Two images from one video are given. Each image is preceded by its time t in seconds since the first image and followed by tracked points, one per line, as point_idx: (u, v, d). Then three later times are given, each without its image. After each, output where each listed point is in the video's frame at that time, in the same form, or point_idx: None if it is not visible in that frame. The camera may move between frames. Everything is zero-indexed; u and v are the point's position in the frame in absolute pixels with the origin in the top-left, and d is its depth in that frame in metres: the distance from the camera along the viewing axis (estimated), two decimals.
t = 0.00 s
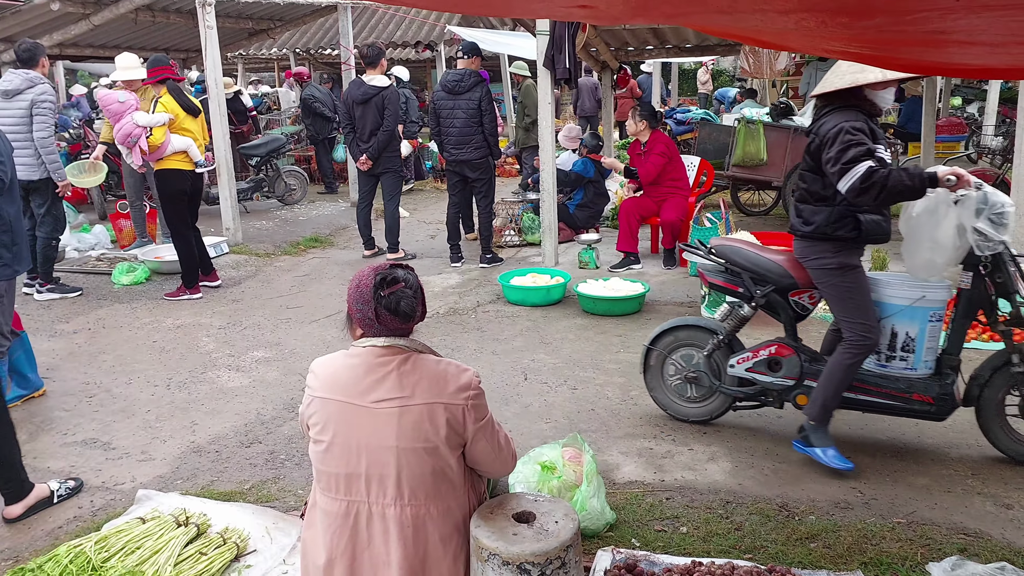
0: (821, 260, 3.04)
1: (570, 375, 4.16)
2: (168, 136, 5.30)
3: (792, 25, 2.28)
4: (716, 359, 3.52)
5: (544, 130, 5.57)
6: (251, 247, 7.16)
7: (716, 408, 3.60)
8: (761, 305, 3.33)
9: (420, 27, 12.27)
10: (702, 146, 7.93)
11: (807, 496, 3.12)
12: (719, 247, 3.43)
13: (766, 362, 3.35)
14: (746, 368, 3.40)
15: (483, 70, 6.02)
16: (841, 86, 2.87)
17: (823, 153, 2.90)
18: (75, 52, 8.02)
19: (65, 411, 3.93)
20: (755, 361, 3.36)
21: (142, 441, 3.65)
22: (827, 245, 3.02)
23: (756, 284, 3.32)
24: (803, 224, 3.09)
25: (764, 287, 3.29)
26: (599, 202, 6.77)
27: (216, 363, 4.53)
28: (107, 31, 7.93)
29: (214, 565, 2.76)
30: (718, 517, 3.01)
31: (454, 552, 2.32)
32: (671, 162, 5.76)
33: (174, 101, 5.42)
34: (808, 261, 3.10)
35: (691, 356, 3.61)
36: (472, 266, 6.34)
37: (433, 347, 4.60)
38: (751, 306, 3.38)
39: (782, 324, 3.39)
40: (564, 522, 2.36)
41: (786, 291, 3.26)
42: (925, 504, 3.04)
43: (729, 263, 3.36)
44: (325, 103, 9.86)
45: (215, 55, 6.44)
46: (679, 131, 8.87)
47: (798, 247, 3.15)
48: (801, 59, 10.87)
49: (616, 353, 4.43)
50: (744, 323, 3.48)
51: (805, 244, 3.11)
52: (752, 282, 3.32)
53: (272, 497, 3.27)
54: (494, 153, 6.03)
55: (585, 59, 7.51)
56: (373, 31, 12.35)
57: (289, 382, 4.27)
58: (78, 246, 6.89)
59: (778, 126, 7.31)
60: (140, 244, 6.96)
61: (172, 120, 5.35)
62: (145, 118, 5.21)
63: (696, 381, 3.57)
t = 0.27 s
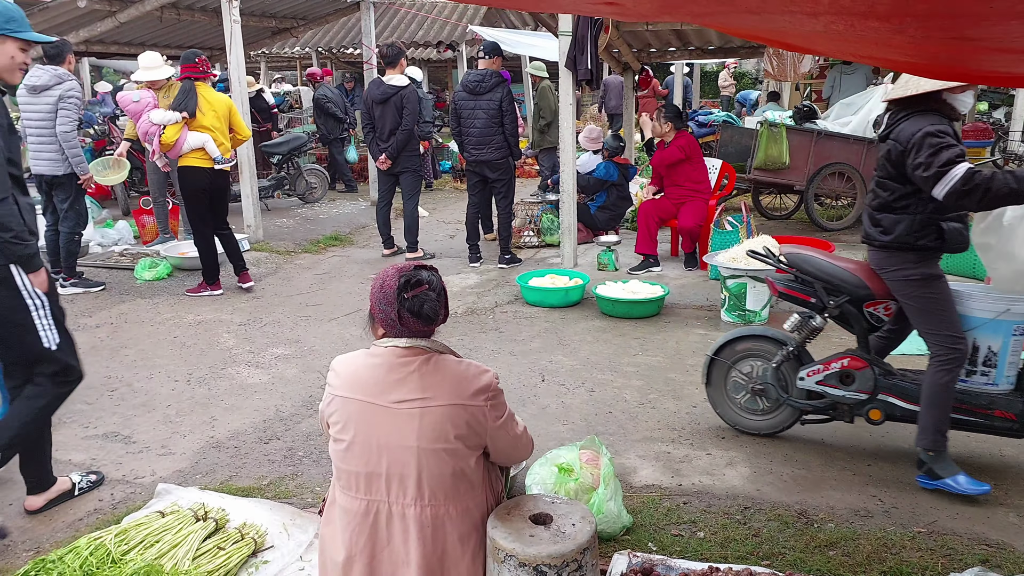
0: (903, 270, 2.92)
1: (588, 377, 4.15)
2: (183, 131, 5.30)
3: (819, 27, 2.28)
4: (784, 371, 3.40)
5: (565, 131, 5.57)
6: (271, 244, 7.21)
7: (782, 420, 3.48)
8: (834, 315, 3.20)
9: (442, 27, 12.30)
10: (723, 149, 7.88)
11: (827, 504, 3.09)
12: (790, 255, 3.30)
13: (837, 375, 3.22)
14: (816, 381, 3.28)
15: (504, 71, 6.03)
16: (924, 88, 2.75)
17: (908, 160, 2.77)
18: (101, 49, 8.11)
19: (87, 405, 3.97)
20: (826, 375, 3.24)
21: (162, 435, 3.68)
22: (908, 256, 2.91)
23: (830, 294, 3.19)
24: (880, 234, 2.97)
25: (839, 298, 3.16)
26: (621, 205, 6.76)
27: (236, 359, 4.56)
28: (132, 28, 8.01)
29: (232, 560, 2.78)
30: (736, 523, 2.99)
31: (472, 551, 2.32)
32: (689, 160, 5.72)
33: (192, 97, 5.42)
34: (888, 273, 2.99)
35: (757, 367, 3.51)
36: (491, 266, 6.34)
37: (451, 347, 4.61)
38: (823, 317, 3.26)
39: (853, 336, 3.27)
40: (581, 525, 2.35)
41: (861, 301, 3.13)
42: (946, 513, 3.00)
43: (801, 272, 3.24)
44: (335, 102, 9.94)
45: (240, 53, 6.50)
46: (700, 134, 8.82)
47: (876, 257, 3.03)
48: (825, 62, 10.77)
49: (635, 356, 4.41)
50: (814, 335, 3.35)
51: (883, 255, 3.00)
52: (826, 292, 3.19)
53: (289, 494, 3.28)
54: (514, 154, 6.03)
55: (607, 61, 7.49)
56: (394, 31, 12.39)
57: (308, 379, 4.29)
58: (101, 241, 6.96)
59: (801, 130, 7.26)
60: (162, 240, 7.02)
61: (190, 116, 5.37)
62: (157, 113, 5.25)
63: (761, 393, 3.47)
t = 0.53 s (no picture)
0: (993, 282, 2.76)
1: (605, 378, 4.13)
2: (205, 130, 5.43)
3: (843, 28, 2.28)
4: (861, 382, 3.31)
5: (583, 130, 5.55)
6: (290, 243, 7.25)
7: (860, 428, 3.39)
8: (916, 327, 3.02)
9: (461, 27, 12.31)
10: (743, 149, 7.83)
11: (847, 507, 3.06)
12: (870, 263, 3.11)
13: (918, 389, 3.07)
14: (895, 395, 3.13)
15: (522, 70, 6.03)
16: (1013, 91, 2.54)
17: (1004, 167, 2.55)
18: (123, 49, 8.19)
19: (109, 401, 4.01)
20: (907, 388, 3.08)
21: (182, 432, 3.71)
22: (999, 267, 2.74)
23: (912, 305, 3.00)
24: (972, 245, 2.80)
25: (922, 308, 2.98)
26: (638, 206, 6.74)
27: (255, 357, 4.59)
28: (154, 28, 8.09)
29: (251, 557, 2.80)
30: (755, 526, 2.97)
31: (491, 551, 2.32)
32: (713, 163, 5.67)
33: (218, 98, 5.49)
34: (978, 284, 2.81)
35: (832, 379, 3.42)
36: (508, 266, 6.34)
37: (469, 346, 4.61)
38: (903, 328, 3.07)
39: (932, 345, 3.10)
40: (599, 526, 2.34)
41: (945, 313, 2.96)
42: (969, 518, 2.96)
43: (881, 281, 3.05)
44: (342, 100, 10.07)
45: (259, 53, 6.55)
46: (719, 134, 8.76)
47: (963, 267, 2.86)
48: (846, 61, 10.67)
49: (653, 357, 4.39)
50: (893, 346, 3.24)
51: (972, 265, 2.82)
52: (907, 303, 3.00)
53: (307, 491, 3.30)
54: (532, 154, 6.01)
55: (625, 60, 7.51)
56: (413, 30, 12.42)
57: (327, 377, 4.31)
58: (122, 240, 7.03)
59: (822, 130, 7.19)
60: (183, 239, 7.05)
61: (213, 117, 5.44)
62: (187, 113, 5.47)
63: (837, 405, 3.38)
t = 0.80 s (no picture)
0: None
1: (617, 379, 4.12)
2: (234, 129, 5.49)
3: (859, 31, 2.29)
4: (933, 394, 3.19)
5: (596, 131, 5.53)
6: (302, 243, 7.26)
7: (934, 440, 3.28)
8: (995, 337, 2.96)
9: (473, 27, 12.32)
10: (756, 150, 7.81)
11: (861, 510, 3.04)
12: (945, 271, 3.06)
13: (996, 401, 3.01)
14: (971, 407, 3.05)
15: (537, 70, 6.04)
16: None
17: None
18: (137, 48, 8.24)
19: (123, 399, 4.03)
20: (984, 400, 3.01)
21: (196, 430, 3.73)
22: None
23: (991, 314, 2.94)
24: None
25: (1002, 319, 2.92)
26: (649, 206, 6.72)
27: (268, 356, 4.60)
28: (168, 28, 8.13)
29: (264, 555, 2.81)
30: (768, 528, 2.95)
31: (500, 553, 2.32)
32: (728, 165, 5.66)
33: (248, 98, 5.53)
34: None
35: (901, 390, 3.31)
36: (519, 267, 6.33)
37: (481, 346, 4.61)
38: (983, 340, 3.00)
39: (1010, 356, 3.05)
40: (612, 527, 2.34)
41: None
42: (983, 522, 2.94)
43: (957, 289, 3.01)
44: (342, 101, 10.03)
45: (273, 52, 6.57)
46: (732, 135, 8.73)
47: None
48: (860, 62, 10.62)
49: (665, 358, 4.37)
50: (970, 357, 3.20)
51: None
52: (987, 312, 2.94)
53: (320, 490, 3.31)
54: (546, 154, 6.01)
55: (639, 60, 7.44)
56: (425, 31, 12.44)
57: (339, 377, 4.32)
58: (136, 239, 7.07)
59: (835, 131, 7.15)
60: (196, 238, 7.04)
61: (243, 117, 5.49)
62: (221, 112, 5.59)
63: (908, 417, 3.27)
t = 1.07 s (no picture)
0: None
1: (625, 381, 4.12)
2: (246, 129, 5.53)
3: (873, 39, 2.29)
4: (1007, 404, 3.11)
5: (606, 131, 5.53)
6: (311, 243, 7.28)
7: (1005, 450, 3.20)
8: None
9: (483, 28, 12.33)
10: (765, 152, 7.79)
11: (870, 513, 3.03)
12: None
13: None
14: None
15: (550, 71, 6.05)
16: None
17: None
18: (148, 48, 8.28)
19: (132, 398, 4.05)
20: None
21: (204, 429, 3.73)
22: None
23: None
24: None
25: None
26: (659, 208, 6.71)
27: (277, 356, 4.61)
28: (179, 28, 8.16)
29: (272, 555, 2.81)
30: (776, 531, 2.94)
31: (506, 555, 2.31)
32: (735, 165, 5.66)
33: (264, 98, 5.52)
34: None
35: (970, 400, 3.23)
36: (528, 268, 6.33)
37: (488, 347, 4.61)
38: None
39: None
40: (620, 529, 2.33)
41: None
42: (994, 526, 2.92)
43: None
44: (344, 101, 10.05)
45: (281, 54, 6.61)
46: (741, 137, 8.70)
47: None
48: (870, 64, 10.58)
49: (673, 360, 4.36)
50: None
51: None
52: None
53: (327, 490, 3.31)
54: (558, 155, 6.03)
55: (647, 60, 7.42)
56: (434, 31, 12.46)
57: (347, 376, 4.32)
58: (146, 238, 7.09)
59: (846, 132, 7.12)
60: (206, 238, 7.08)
61: (258, 117, 5.54)
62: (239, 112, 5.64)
63: (980, 428, 3.18)
